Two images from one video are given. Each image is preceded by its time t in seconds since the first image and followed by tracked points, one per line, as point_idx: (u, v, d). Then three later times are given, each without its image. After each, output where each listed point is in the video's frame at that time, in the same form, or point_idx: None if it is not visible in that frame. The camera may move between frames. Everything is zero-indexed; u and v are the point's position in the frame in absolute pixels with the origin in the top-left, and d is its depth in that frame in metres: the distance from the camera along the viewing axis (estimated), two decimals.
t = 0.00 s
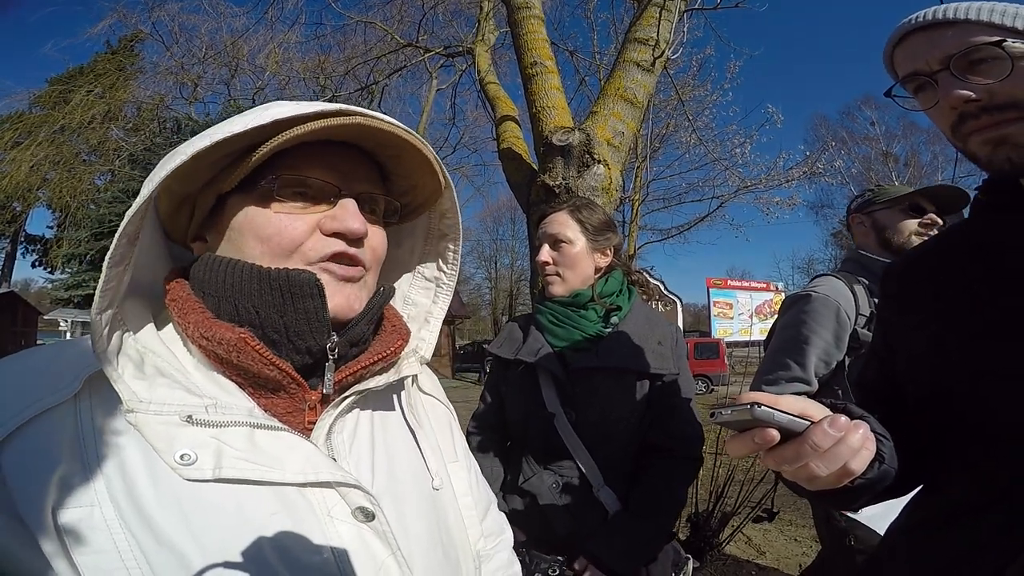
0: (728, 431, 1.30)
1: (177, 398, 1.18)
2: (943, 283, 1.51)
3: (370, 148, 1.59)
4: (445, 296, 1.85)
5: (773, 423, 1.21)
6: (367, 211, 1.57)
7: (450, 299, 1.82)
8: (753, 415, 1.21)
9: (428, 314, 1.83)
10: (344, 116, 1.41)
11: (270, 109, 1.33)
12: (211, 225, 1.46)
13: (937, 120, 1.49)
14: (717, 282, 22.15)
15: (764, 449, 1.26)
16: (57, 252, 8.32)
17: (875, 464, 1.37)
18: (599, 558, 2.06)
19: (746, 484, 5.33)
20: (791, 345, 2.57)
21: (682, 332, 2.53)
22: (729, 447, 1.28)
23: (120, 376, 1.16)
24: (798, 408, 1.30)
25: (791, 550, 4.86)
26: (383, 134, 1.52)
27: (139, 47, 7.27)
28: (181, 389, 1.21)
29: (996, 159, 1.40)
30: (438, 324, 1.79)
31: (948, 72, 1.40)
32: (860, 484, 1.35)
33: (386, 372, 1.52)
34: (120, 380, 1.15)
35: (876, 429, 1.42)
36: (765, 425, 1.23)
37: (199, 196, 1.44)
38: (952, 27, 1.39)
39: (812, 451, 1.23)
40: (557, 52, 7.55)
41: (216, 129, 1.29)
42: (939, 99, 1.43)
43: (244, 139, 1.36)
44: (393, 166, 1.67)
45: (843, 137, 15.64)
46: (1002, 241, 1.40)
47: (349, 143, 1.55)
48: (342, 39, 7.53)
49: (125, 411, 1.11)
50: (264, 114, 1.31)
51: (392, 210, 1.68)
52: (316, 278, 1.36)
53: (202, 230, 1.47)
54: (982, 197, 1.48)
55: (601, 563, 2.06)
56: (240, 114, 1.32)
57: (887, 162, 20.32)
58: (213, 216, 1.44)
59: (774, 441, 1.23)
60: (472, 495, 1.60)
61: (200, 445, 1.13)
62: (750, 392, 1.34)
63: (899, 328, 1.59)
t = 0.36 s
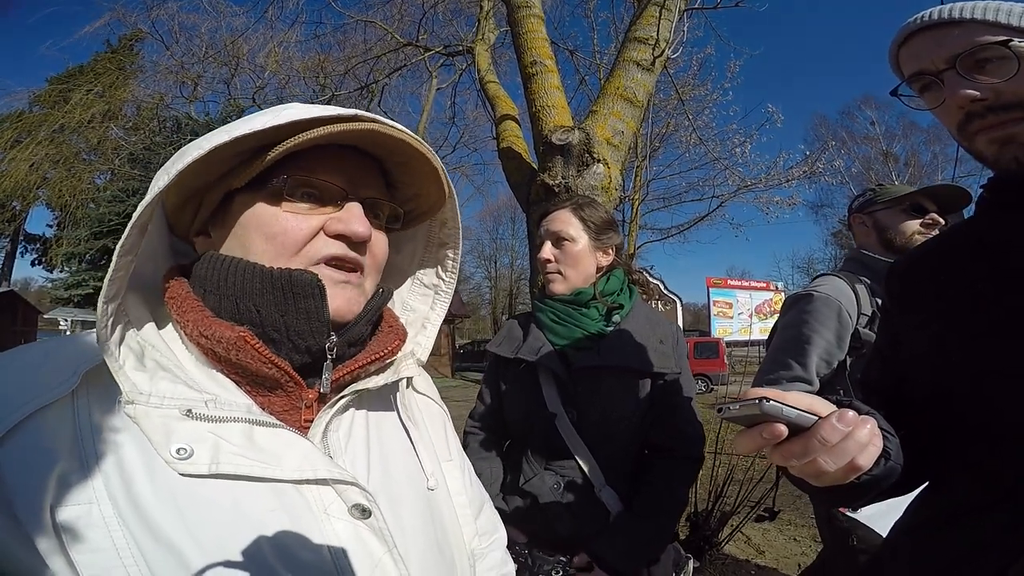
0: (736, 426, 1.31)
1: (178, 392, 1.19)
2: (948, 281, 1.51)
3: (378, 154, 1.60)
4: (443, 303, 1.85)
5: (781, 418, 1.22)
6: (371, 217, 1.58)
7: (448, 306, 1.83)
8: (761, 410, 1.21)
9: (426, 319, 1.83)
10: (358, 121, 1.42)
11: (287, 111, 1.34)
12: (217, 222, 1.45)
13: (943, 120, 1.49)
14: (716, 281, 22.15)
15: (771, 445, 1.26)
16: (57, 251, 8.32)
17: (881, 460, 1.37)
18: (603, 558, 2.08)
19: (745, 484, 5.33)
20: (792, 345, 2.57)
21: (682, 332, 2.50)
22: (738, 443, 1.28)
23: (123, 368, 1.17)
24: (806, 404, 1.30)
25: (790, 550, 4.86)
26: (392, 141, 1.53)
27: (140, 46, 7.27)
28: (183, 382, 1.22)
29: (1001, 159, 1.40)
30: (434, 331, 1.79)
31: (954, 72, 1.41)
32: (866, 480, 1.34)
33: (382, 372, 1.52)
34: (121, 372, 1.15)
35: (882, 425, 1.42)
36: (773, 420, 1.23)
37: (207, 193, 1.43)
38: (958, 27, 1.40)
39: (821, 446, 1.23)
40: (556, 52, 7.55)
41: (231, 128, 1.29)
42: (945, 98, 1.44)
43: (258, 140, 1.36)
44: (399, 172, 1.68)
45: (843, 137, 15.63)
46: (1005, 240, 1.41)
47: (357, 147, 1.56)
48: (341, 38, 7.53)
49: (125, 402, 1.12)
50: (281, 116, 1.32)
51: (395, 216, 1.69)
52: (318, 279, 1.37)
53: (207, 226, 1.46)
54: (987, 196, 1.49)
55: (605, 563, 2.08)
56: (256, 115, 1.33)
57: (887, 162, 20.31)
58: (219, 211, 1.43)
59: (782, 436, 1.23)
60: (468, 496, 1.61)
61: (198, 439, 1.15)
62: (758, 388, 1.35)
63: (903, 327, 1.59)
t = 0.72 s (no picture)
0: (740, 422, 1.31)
1: (166, 391, 1.19)
2: (953, 282, 1.51)
3: (375, 153, 1.61)
4: (440, 301, 1.84)
5: (785, 414, 1.21)
6: (367, 216, 1.58)
7: (446, 305, 1.82)
8: (765, 405, 1.21)
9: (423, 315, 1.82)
10: (358, 119, 1.43)
11: (284, 106, 1.34)
12: (209, 217, 1.45)
13: (950, 120, 1.49)
14: (717, 282, 22.15)
15: (775, 440, 1.26)
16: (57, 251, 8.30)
17: (885, 459, 1.36)
18: (614, 557, 2.09)
19: (745, 484, 5.33)
20: (797, 346, 2.56)
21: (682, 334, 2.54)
22: (742, 439, 1.28)
23: (112, 369, 1.16)
24: (811, 400, 1.29)
25: (791, 550, 4.86)
26: (392, 140, 1.54)
27: (140, 46, 7.27)
28: (172, 382, 1.21)
29: (1008, 158, 1.40)
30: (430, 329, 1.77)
31: (960, 72, 1.41)
32: (868, 479, 1.34)
33: (377, 372, 1.52)
34: (110, 371, 1.15)
35: (885, 424, 1.42)
36: (778, 415, 1.22)
37: (200, 187, 1.43)
38: (964, 28, 1.40)
39: (824, 442, 1.22)
40: (557, 52, 7.56)
41: (225, 122, 1.29)
42: (951, 99, 1.43)
43: (253, 134, 1.36)
44: (395, 170, 1.68)
45: (843, 137, 15.62)
46: (1012, 239, 1.40)
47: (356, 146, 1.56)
48: (342, 38, 7.54)
49: (109, 399, 1.12)
50: (279, 110, 1.32)
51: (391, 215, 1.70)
52: (310, 272, 1.36)
53: (199, 221, 1.47)
54: (993, 197, 1.48)
55: (613, 561, 2.10)
56: (254, 109, 1.33)
57: (888, 163, 20.30)
58: (212, 208, 1.44)
59: (786, 432, 1.23)
60: (468, 499, 1.61)
61: (184, 441, 1.15)
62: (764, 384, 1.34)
63: (909, 327, 1.59)
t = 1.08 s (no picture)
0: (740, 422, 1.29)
1: (163, 402, 1.17)
2: (959, 282, 1.49)
3: (393, 155, 1.59)
4: (451, 309, 1.86)
5: (785, 416, 1.20)
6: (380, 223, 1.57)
7: (458, 311, 1.84)
8: (765, 408, 1.19)
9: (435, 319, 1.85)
10: (379, 125, 1.41)
11: (302, 107, 1.32)
12: (215, 217, 1.43)
13: (955, 118, 1.48)
14: (718, 282, 22.13)
15: (775, 442, 1.25)
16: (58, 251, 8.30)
17: (887, 461, 1.35)
18: (627, 556, 2.06)
19: (748, 485, 5.31)
20: (802, 347, 2.55)
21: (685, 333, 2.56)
22: (742, 440, 1.27)
23: (105, 380, 1.15)
24: (811, 401, 1.28)
25: (794, 551, 4.84)
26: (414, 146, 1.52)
27: (142, 47, 7.27)
28: (169, 392, 1.20)
29: (1014, 156, 1.39)
30: (441, 335, 1.79)
31: (965, 69, 1.40)
32: (870, 480, 1.33)
33: (385, 381, 1.52)
34: (104, 385, 1.14)
35: (889, 425, 1.41)
36: (778, 417, 1.21)
37: (206, 186, 1.41)
38: (968, 24, 1.39)
39: (825, 445, 1.21)
40: (558, 52, 7.55)
41: (240, 123, 1.27)
42: (956, 96, 1.42)
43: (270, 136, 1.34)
44: (414, 174, 1.67)
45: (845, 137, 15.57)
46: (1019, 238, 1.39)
47: (375, 150, 1.55)
48: (343, 39, 7.54)
49: (106, 414, 1.11)
50: (298, 111, 1.30)
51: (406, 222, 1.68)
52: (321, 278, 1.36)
53: (204, 218, 1.44)
54: (999, 195, 1.47)
55: (629, 560, 2.05)
56: (272, 108, 1.31)
57: (890, 163, 20.26)
58: (218, 207, 1.42)
59: (787, 434, 1.22)
60: (474, 502, 1.60)
61: (186, 451, 1.14)
62: (764, 384, 1.33)
63: (915, 327, 1.58)
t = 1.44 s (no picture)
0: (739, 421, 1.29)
1: (172, 397, 1.18)
2: (960, 284, 1.49)
3: (401, 146, 1.60)
4: (458, 304, 1.85)
5: (784, 414, 1.20)
6: (389, 214, 1.59)
7: (463, 307, 1.83)
8: (764, 406, 1.19)
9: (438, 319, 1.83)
10: (388, 112, 1.42)
11: (313, 95, 1.32)
12: (224, 209, 1.43)
13: (956, 119, 1.48)
14: (718, 282, 22.13)
15: (774, 441, 1.25)
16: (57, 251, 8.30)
17: (886, 461, 1.35)
18: (626, 557, 2.04)
19: (747, 485, 5.32)
20: (800, 347, 2.55)
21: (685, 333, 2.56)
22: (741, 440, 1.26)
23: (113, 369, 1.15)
24: (811, 401, 1.28)
25: (792, 551, 4.85)
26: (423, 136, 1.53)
27: (142, 47, 7.28)
28: (177, 387, 1.20)
29: (1015, 157, 1.39)
30: (446, 332, 1.79)
31: (967, 70, 1.40)
32: (869, 481, 1.33)
33: (393, 378, 1.51)
34: (110, 374, 1.13)
35: (887, 426, 1.41)
36: (777, 416, 1.21)
37: (213, 178, 1.41)
38: (971, 24, 1.39)
39: (824, 444, 1.21)
40: (558, 51, 7.54)
41: (250, 110, 1.28)
42: (958, 96, 1.42)
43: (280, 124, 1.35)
44: (421, 167, 1.68)
45: (845, 138, 15.55)
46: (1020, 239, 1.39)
47: (382, 141, 1.56)
48: (343, 38, 7.54)
49: (112, 407, 1.11)
50: (308, 99, 1.30)
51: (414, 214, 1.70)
52: (327, 276, 1.36)
53: (211, 211, 1.46)
54: (999, 196, 1.47)
55: (628, 561, 2.04)
56: (282, 97, 1.31)
57: (890, 163, 20.25)
58: (225, 201, 1.43)
59: (786, 433, 1.22)
60: (478, 503, 1.60)
61: (191, 450, 1.13)
62: (763, 383, 1.33)
63: (914, 328, 1.58)
